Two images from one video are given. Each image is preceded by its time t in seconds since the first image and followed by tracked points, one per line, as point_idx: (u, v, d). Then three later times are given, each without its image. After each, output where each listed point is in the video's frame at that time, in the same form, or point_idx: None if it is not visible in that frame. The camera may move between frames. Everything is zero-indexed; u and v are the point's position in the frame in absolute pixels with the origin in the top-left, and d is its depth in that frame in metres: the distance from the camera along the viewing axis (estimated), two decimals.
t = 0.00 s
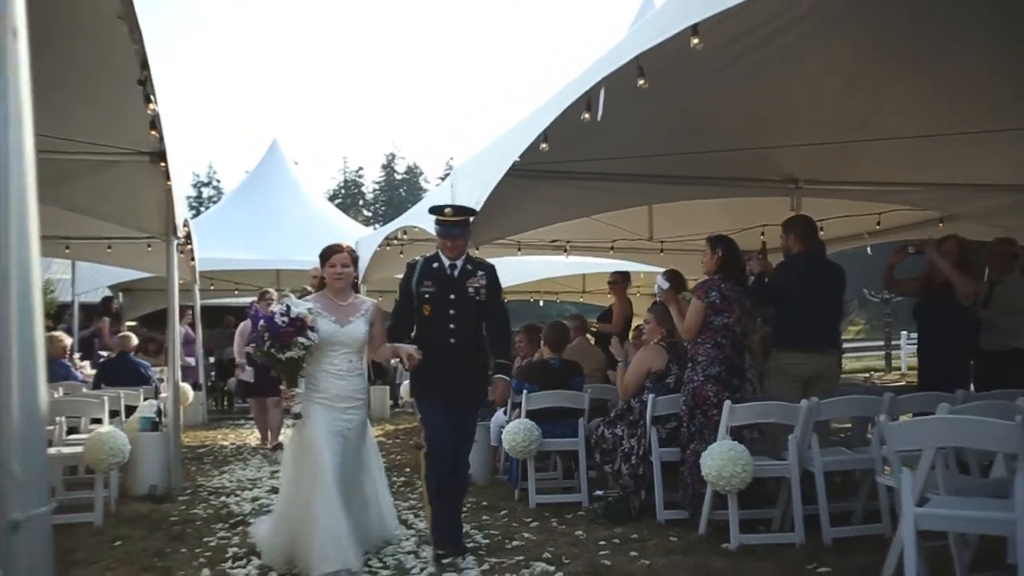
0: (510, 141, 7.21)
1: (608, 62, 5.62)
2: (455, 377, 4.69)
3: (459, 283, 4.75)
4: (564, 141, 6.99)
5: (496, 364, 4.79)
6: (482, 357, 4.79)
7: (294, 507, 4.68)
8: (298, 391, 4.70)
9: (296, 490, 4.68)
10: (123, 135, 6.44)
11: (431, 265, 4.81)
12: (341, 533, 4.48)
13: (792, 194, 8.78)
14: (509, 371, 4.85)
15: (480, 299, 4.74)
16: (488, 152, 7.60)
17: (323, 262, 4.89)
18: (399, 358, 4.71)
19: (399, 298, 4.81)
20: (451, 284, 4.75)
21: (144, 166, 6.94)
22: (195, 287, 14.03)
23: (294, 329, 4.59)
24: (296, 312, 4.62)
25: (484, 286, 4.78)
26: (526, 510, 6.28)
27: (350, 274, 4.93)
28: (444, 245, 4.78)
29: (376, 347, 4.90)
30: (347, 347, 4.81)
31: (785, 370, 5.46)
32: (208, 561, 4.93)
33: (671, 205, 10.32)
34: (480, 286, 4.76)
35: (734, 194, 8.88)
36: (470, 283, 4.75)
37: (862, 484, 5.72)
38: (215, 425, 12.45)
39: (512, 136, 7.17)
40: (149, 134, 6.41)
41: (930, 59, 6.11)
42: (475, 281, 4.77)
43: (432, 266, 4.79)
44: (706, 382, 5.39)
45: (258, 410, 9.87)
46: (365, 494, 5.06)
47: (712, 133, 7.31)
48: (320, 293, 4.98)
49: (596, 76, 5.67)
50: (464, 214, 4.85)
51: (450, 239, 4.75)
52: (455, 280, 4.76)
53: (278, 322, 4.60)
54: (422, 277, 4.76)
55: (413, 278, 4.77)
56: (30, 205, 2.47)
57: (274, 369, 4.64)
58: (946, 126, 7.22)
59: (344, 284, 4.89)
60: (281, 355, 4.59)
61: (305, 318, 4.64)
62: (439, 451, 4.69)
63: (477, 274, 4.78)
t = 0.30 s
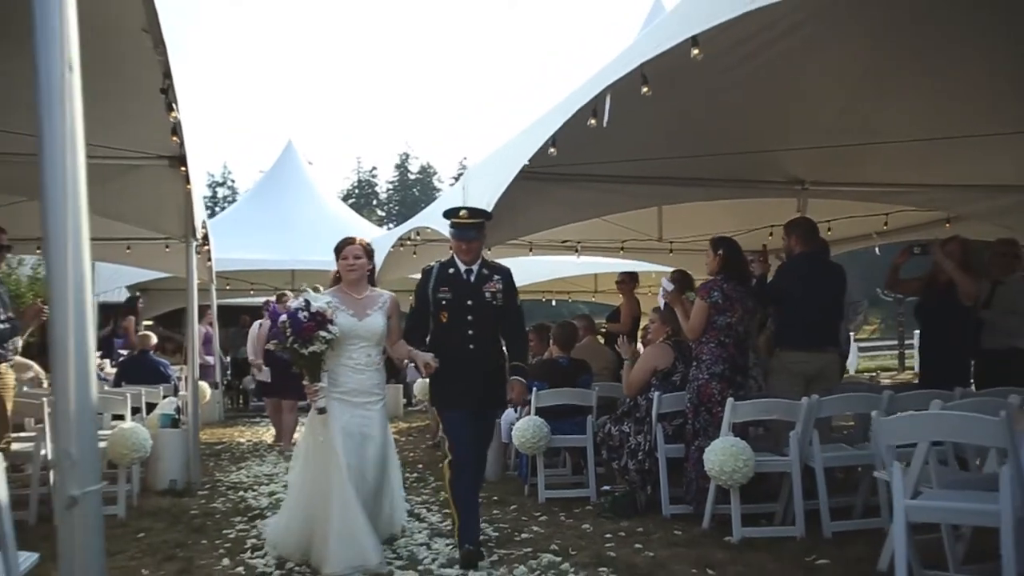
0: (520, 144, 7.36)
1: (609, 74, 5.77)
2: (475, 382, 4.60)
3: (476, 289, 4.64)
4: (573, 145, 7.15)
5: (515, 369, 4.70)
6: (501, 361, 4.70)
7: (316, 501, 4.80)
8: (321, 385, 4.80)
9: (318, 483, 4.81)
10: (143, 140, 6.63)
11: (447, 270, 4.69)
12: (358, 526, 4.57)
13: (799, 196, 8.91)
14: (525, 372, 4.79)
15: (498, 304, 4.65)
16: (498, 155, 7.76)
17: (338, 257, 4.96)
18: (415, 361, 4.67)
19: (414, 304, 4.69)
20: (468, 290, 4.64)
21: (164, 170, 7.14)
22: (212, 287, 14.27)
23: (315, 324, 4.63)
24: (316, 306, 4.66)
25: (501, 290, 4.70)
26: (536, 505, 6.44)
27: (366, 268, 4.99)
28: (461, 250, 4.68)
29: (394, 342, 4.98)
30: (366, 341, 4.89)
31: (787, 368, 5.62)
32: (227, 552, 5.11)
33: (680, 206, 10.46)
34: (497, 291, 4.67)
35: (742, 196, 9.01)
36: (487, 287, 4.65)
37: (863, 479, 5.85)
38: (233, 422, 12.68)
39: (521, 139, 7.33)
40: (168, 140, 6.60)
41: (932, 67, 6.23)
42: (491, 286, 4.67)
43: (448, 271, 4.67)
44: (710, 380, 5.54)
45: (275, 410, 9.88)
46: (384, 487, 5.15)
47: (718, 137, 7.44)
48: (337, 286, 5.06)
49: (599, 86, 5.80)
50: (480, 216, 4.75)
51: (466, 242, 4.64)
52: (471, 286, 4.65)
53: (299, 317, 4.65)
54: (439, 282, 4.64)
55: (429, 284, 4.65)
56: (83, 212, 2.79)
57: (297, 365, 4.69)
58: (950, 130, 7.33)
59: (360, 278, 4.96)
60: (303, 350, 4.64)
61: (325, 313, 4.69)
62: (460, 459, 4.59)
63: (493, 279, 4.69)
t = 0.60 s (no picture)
0: (528, 148, 7.52)
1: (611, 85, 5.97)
2: (491, 384, 4.51)
3: (490, 286, 4.57)
4: (581, 150, 7.30)
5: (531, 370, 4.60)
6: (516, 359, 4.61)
7: (333, 494, 4.91)
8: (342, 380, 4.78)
9: (334, 477, 4.91)
10: (163, 147, 6.82)
11: (460, 268, 4.63)
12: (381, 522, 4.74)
13: (805, 198, 9.03)
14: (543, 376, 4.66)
15: (513, 301, 4.58)
16: (508, 158, 7.92)
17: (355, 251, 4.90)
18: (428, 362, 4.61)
19: (427, 301, 4.65)
20: (482, 287, 4.56)
21: (182, 175, 7.33)
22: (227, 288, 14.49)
23: (334, 320, 4.61)
24: (333, 303, 4.65)
25: (515, 287, 4.61)
26: (545, 501, 6.60)
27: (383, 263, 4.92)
28: (472, 243, 4.60)
29: (410, 338, 4.90)
30: (382, 335, 4.84)
31: (788, 367, 5.79)
32: (246, 545, 5.29)
33: (688, 208, 10.60)
34: (511, 288, 4.59)
35: (748, 198, 9.14)
36: (501, 285, 4.58)
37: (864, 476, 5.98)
38: (248, 421, 12.89)
39: (530, 144, 7.49)
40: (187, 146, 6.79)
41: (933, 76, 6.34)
42: (505, 283, 4.60)
43: (461, 269, 4.61)
44: (713, 379, 5.70)
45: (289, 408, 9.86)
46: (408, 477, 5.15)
47: (724, 141, 7.58)
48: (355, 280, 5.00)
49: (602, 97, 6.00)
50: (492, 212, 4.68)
51: (478, 236, 4.57)
52: (485, 283, 4.57)
53: (317, 314, 4.63)
54: (452, 280, 4.59)
55: (442, 282, 4.60)
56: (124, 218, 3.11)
57: (317, 362, 4.67)
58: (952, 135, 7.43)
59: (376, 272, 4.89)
60: (323, 347, 4.61)
61: (343, 309, 4.66)
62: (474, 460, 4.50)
63: (506, 275, 4.61)
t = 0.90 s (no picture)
0: (539, 153, 7.67)
1: (614, 91, 6.12)
2: (507, 378, 4.58)
3: (507, 280, 4.63)
4: (591, 155, 7.44)
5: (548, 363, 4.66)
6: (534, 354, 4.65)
7: (360, 503, 4.71)
8: (360, 387, 4.71)
9: (359, 485, 4.73)
10: (184, 153, 7.02)
11: (476, 262, 4.70)
12: (409, 525, 4.48)
13: (813, 200, 9.14)
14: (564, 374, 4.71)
15: (529, 294, 4.63)
16: (519, 163, 8.08)
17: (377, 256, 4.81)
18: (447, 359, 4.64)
19: (445, 296, 4.72)
20: (498, 281, 4.63)
21: (203, 180, 7.53)
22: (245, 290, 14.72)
23: (354, 325, 4.56)
24: (354, 307, 4.60)
25: (532, 280, 4.67)
26: (555, 498, 6.75)
27: (405, 271, 4.83)
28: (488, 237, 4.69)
29: (427, 344, 4.80)
30: (400, 342, 4.72)
31: (791, 367, 5.97)
32: (266, 539, 5.48)
33: (698, 211, 10.74)
34: (527, 281, 4.65)
35: (757, 200, 9.26)
36: (518, 278, 4.64)
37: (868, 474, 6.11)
38: (266, 421, 13.11)
39: (541, 148, 7.64)
40: (208, 153, 6.98)
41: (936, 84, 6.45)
42: (522, 276, 4.66)
43: (478, 262, 4.67)
44: (719, 378, 5.83)
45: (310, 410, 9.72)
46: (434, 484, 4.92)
47: (731, 147, 7.71)
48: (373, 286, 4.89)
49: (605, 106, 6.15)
50: (510, 207, 4.75)
51: (495, 228, 4.65)
52: (501, 277, 4.64)
53: (338, 318, 4.58)
54: (469, 274, 4.65)
55: (459, 276, 4.67)
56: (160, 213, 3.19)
57: (336, 367, 4.62)
58: (956, 140, 7.53)
59: (398, 280, 4.79)
60: (342, 351, 4.56)
61: (363, 314, 4.60)
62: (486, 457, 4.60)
63: (523, 268, 4.68)
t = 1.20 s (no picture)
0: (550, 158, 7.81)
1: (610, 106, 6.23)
2: (524, 382, 4.57)
3: (525, 284, 4.62)
4: (601, 160, 7.58)
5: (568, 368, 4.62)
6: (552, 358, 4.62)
7: (384, 507, 4.63)
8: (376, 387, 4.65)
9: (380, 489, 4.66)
10: (203, 159, 7.21)
11: (494, 266, 4.70)
12: (423, 534, 4.36)
13: (822, 203, 9.24)
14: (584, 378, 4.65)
15: (548, 299, 4.62)
16: (531, 167, 8.22)
17: (402, 258, 4.76)
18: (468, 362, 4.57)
19: (463, 300, 4.73)
20: (517, 285, 4.62)
21: (221, 185, 7.72)
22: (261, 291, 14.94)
23: (370, 323, 4.52)
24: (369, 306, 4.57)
25: (551, 285, 4.65)
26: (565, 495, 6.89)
27: (429, 274, 4.76)
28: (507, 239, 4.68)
29: (448, 348, 4.72)
30: (419, 343, 4.65)
31: (795, 367, 6.09)
32: (284, 533, 5.66)
33: (709, 213, 10.86)
34: (546, 286, 4.63)
35: (766, 202, 9.37)
36: (536, 282, 4.62)
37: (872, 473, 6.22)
38: (283, 419, 13.32)
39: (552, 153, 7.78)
40: (226, 159, 7.17)
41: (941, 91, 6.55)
42: (541, 281, 4.64)
43: (495, 267, 4.68)
44: (724, 378, 5.98)
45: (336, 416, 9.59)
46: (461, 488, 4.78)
47: (739, 151, 7.83)
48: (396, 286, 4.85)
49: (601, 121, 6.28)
50: (529, 209, 4.73)
51: (514, 231, 4.65)
52: (520, 281, 4.63)
53: (354, 317, 4.54)
54: (487, 278, 4.66)
55: (477, 280, 4.68)
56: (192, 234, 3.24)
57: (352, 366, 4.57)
58: (962, 145, 7.62)
59: (421, 283, 4.73)
60: (357, 350, 4.51)
61: (379, 312, 4.58)
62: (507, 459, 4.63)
63: (542, 273, 4.66)
